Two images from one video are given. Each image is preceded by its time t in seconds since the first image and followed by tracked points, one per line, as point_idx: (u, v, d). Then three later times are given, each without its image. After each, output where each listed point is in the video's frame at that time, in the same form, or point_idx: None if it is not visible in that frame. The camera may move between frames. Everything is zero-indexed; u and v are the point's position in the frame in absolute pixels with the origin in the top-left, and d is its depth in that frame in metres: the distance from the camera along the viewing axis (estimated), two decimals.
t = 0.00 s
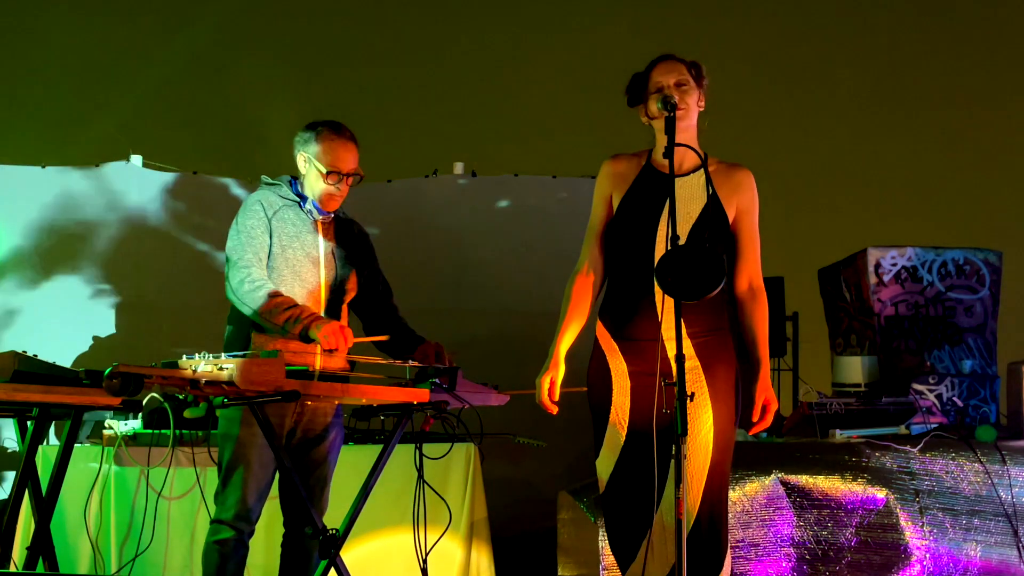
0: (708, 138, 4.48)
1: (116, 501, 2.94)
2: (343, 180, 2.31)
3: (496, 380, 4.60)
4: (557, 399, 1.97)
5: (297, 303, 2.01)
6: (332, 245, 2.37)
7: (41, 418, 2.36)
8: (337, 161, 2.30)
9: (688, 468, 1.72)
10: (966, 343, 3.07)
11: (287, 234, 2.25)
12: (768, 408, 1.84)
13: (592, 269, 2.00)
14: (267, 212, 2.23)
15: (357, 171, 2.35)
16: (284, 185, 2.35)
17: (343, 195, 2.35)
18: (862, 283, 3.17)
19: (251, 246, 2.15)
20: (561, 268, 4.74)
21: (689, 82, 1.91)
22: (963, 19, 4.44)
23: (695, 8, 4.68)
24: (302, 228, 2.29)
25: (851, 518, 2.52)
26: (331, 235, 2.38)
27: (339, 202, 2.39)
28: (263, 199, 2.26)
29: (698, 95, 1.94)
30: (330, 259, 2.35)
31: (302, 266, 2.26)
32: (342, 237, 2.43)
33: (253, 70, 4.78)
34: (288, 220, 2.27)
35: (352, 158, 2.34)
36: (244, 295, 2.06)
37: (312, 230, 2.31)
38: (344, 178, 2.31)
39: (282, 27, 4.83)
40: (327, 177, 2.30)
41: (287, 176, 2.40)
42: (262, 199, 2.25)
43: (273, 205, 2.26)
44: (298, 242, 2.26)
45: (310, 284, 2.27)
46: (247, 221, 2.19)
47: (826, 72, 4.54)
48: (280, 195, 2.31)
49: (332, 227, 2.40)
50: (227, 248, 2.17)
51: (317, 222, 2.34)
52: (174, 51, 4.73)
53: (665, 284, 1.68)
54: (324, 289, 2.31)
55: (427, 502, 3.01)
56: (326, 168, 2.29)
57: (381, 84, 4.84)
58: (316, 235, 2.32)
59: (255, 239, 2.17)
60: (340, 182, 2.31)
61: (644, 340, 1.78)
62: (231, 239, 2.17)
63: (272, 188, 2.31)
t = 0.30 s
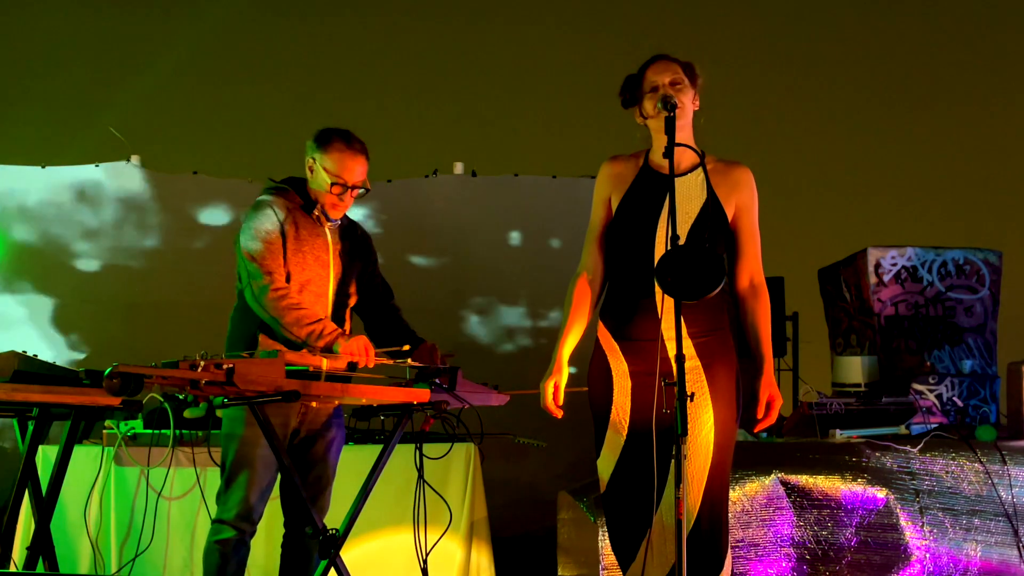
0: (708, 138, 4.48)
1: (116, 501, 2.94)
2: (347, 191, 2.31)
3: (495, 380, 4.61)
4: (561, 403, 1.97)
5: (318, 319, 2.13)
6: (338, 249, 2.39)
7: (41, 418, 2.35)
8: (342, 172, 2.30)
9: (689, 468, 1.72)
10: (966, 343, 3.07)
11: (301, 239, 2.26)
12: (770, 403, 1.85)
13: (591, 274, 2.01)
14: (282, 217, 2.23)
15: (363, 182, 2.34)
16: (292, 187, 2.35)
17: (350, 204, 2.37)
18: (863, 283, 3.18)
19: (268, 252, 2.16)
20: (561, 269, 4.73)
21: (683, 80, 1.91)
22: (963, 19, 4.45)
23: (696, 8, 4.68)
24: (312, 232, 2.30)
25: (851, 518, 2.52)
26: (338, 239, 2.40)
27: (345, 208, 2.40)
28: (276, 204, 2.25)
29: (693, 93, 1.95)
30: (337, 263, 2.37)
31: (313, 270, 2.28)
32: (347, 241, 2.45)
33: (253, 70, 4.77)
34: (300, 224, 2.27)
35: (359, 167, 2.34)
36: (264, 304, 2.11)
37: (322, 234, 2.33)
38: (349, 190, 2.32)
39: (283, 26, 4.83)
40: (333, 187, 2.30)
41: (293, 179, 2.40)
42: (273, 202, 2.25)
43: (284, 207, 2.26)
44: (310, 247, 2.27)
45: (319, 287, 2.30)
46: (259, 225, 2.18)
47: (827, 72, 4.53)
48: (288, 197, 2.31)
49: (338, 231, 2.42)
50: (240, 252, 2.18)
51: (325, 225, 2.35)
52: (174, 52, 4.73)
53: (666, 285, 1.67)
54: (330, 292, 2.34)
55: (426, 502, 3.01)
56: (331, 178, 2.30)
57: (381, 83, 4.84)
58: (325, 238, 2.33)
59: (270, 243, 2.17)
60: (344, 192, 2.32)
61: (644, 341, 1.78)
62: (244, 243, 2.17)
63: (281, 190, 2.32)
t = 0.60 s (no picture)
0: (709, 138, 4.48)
1: (116, 501, 2.93)
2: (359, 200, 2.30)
3: (494, 381, 4.61)
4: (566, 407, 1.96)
5: (328, 328, 2.14)
6: (348, 256, 2.40)
7: (41, 418, 2.35)
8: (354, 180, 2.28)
9: (689, 469, 1.71)
10: (966, 343, 3.08)
11: (310, 247, 2.26)
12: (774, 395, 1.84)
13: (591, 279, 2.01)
14: (291, 227, 2.24)
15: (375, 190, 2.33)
16: (304, 194, 2.34)
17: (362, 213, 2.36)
18: (863, 283, 3.18)
19: (277, 261, 2.17)
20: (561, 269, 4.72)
21: (681, 78, 1.91)
22: (962, 19, 4.45)
23: (695, 7, 4.68)
24: (322, 241, 2.30)
25: (851, 518, 2.52)
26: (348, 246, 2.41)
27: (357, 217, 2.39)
28: (286, 213, 2.25)
29: (691, 91, 1.95)
30: (346, 271, 2.38)
31: (322, 279, 2.29)
32: (356, 246, 2.45)
33: (253, 69, 4.77)
34: (310, 233, 2.28)
35: (372, 176, 2.32)
36: (272, 312, 2.12)
37: (332, 243, 2.34)
38: (361, 198, 2.30)
39: (282, 26, 4.82)
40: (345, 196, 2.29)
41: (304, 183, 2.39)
42: (284, 211, 2.24)
43: (294, 216, 2.25)
44: (320, 256, 2.29)
45: (327, 295, 2.31)
46: (268, 234, 2.19)
47: (827, 72, 4.54)
48: (299, 204, 2.30)
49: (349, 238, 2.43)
50: (249, 260, 2.19)
51: (337, 235, 2.36)
52: (174, 51, 4.73)
53: (666, 285, 1.68)
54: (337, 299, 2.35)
55: (426, 502, 3.01)
56: (344, 188, 2.28)
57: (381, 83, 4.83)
58: (335, 246, 2.34)
59: (279, 252, 2.18)
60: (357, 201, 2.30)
61: (645, 341, 1.78)
62: (254, 252, 2.17)
63: (291, 197, 2.31)
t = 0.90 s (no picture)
0: (709, 138, 4.48)
1: (116, 501, 2.93)
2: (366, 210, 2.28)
3: (494, 381, 4.61)
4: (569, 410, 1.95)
5: (327, 327, 2.14)
6: (353, 258, 2.42)
7: (41, 418, 2.34)
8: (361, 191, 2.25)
9: (690, 469, 1.72)
10: (966, 343, 3.08)
11: (312, 247, 2.26)
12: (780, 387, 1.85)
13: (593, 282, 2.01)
14: (294, 226, 2.24)
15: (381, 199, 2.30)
16: (309, 195, 2.33)
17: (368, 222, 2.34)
18: (863, 283, 3.18)
19: (278, 261, 2.17)
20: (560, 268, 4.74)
21: (682, 78, 1.92)
22: (963, 19, 4.45)
23: (695, 7, 4.68)
24: (328, 242, 2.31)
25: (851, 518, 2.52)
26: (353, 248, 2.42)
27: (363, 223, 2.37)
28: (289, 212, 2.25)
29: (691, 91, 1.95)
30: (350, 273, 2.40)
31: (325, 279, 2.30)
32: (361, 248, 2.46)
33: (253, 69, 4.77)
34: (314, 235, 2.28)
35: (378, 185, 2.29)
36: (270, 312, 2.12)
37: (337, 244, 2.34)
38: (368, 208, 2.28)
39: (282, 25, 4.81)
40: (352, 207, 2.27)
41: (309, 181, 2.37)
42: (289, 212, 2.25)
43: (299, 217, 2.26)
44: (323, 256, 2.30)
45: (327, 294, 2.31)
46: (270, 234, 2.19)
47: (827, 72, 4.54)
48: (305, 204, 2.30)
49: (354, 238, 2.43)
50: (251, 259, 2.20)
51: (342, 238, 2.36)
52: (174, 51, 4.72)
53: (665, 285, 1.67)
54: (337, 298, 2.36)
55: (426, 502, 3.01)
56: (350, 199, 2.25)
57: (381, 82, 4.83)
58: (340, 248, 2.35)
59: (281, 252, 2.18)
60: (364, 211, 2.29)
61: (645, 340, 1.78)
62: (256, 251, 2.18)
63: (296, 197, 2.31)
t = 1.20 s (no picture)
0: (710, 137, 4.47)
1: (116, 501, 2.93)
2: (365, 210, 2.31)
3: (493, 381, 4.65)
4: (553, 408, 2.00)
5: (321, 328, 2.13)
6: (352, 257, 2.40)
7: (41, 418, 2.34)
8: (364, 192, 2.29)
9: (692, 469, 1.71)
10: (966, 343, 3.09)
11: (309, 245, 2.26)
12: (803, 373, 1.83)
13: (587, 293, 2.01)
14: (292, 226, 2.24)
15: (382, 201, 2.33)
16: (308, 194, 2.33)
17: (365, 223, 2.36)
18: (863, 283, 3.18)
19: (275, 259, 2.18)
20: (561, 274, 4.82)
21: (684, 78, 1.92)
22: (963, 19, 4.45)
23: (696, 7, 4.67)
24: (326, 241, 2.31)
25: (851, 518, 2.52)
26: (352, 248, 2.41)
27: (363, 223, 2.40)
28: (287, 210, 2.26)
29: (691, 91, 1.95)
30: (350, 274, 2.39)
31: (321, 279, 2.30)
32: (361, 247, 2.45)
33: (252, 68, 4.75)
34: (314, 236, 2.28)
35: (380, 187, 2.32)
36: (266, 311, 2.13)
37: (337, 243, 2.33)
38: (369, 209, 2.31)
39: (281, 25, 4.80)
40: (354, 207, 2.30)
41: (307, 182, 2.37)
42: (287, 210, 2.25)
43: (297, 215, 2.26)
44: (321, 255, 2.29)
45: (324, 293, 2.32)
46: (267, 232, 2.20)
47: (828, 72, 4.53)
48: (303, 203, 2.30)
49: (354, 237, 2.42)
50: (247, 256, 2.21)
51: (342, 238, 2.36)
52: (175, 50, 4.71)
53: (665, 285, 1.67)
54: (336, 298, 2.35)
55: (426, 502, 3.01)
56: (353, 198, 2.29)
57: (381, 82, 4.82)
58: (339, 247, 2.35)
59: (277, 250, 2.19)
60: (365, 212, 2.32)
61: (645, 340, 1.78)
62: (252, 249, 2.19)
63: (294, 195, 2.31)
